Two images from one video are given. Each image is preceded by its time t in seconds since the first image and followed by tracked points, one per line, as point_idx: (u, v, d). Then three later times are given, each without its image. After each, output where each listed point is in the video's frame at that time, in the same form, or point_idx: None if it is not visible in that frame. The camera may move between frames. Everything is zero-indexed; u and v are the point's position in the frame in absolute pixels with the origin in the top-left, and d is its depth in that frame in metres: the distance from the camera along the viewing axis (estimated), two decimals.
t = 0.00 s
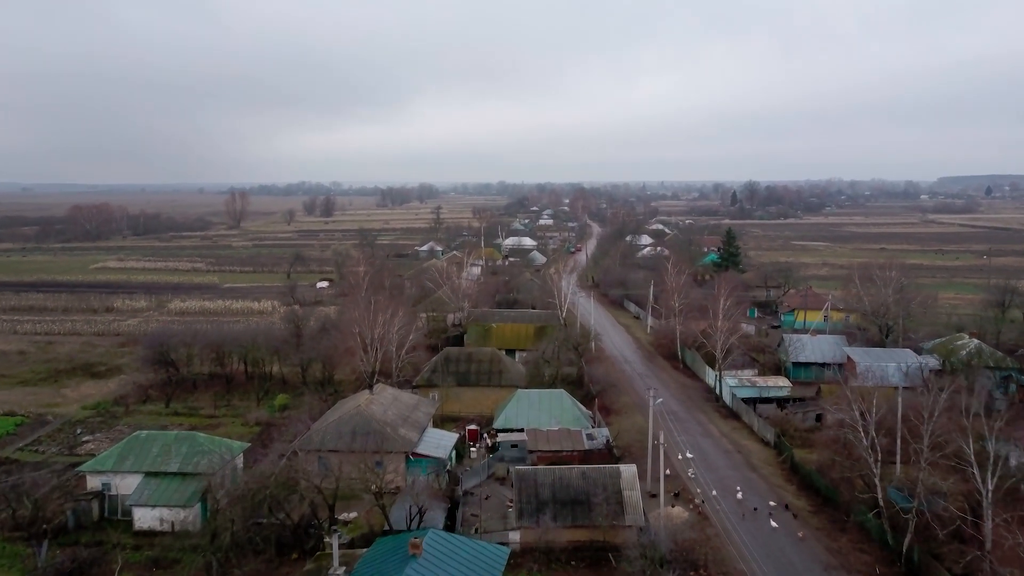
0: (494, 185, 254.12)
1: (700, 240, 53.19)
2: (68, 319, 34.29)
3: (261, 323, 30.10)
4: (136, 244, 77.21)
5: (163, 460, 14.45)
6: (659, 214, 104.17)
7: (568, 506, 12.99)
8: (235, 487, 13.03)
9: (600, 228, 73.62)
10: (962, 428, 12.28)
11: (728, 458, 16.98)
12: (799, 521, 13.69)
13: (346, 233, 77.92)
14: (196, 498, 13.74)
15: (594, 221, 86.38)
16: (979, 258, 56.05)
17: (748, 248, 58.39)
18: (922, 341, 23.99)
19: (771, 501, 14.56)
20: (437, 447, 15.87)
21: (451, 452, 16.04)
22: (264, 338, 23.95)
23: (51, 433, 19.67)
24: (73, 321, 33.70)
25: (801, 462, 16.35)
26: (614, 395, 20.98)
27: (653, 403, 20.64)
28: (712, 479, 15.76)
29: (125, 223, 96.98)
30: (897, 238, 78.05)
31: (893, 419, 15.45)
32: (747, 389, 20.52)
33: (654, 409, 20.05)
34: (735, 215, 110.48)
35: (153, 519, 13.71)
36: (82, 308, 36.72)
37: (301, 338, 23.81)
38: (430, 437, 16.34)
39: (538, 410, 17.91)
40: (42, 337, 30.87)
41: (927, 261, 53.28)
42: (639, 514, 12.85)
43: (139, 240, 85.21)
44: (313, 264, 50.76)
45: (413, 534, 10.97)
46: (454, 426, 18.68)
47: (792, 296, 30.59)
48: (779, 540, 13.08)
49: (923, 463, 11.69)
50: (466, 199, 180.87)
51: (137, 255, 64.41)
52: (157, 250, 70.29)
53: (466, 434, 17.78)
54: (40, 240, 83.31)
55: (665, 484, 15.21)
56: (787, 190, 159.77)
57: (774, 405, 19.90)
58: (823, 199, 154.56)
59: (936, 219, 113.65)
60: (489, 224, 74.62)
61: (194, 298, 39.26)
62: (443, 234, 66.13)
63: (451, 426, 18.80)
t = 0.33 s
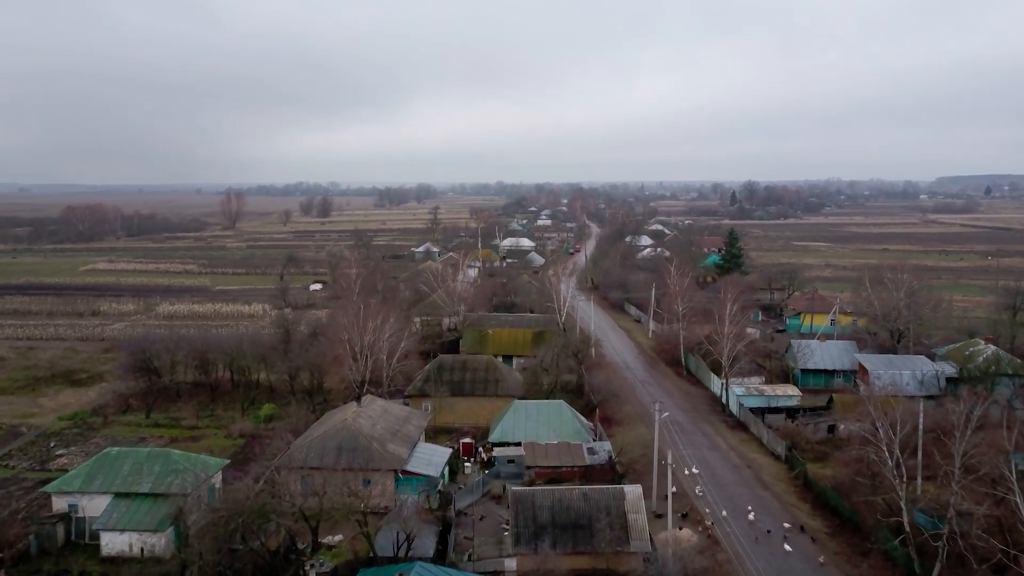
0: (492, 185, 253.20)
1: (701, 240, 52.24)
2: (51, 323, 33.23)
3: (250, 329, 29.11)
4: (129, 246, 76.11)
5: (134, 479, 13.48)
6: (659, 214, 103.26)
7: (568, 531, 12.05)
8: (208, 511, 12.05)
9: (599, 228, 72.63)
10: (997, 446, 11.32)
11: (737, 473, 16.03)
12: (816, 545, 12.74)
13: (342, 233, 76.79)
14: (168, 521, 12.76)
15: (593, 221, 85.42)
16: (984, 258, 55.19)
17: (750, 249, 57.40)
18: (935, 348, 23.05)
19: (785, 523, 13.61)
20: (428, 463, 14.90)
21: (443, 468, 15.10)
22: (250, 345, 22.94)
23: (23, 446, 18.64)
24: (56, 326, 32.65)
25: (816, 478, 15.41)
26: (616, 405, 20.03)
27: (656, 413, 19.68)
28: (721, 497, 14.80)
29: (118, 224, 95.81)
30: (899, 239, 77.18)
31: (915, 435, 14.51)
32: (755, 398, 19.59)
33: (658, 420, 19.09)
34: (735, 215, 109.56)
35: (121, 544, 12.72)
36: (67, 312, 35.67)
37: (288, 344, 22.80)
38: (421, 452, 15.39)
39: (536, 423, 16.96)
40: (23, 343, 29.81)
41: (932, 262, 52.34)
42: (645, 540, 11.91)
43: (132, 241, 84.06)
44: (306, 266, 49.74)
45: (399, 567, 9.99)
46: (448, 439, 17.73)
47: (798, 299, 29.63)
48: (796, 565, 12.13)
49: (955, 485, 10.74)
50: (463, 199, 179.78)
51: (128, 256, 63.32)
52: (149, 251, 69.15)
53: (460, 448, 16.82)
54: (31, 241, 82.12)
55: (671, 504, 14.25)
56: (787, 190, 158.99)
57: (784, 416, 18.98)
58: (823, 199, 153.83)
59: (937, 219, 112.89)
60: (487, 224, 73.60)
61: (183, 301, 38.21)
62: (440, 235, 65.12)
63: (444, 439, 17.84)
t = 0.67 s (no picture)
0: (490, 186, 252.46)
1: (701, 242, 51.38)
2: (34, 328, 32.19)
3: (238, 335, 28.12)
4: (121, 247, 75.05)
5: (100, 503, 12.43)
6: (657, 215, 102.41)
7: (567, 561, 11.08)
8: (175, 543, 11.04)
9: (598, 230, 71.74)
10: None
11: (748, 491, 15.08)
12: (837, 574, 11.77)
13: (338, 235, 75.79)
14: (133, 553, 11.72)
15: (591, 221, 84.62)
16: (988, 260, 54.43)
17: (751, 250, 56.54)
18: (949, 356, 22.14)
19: (801, 548, 12.64)
20: (418, 482, 13.93)
21: (434, 487, 14.13)
22: (234, 353, 21.94)
23: None
24: (39, 331, 31.61)
25: (831, 497, 14.46)
26: (617, 417, 19.06)
27: (660, 425, 18.71)
28: (731, 518, 13.83)
29: (112, 225, 94.81)
30: (901, 240, 76.44)
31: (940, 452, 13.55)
32: (764, 409, 18.64)
33: (662, 433, 18.12)
34: (735, 215, 108.87)
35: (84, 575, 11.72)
36: (51, 316, 34.64)
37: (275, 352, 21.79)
38: (411, 471, 14.42)
39: (533, 437, 16.01)
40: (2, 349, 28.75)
41: (937, 263, 51.49)
42: (652, 572, 10.93)
43: (125, 242, 83.03)
44: (300, 268, 48.74)
45: None
46: (440, 456, 16.73)
47: (804, 302, 28.72)
48: None
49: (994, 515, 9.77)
50: (461, 200, 178.88)
51: (119, 258, 62.22)
52: (142, 253, 68.10)
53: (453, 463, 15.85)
54: (23, 242, 81.03)
55: (679, 529, 13.27)
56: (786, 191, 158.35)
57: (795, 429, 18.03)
58: (821, 200, 151.88)
59: (937, 220, 112.35)
60: (484, 225, 72.73)
61: (171, 305, 37.20)
62: (436, 237, 64.20)
63: (437, 455, 16.88)
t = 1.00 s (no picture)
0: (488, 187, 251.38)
1: (702, 243, 50.47)
2: (16, 333, 31.19)
3: (225, 340, 27.16)
4: (114, 248, 73.92)
5: (60, 529, 11.41)
6: (656, 216, 101.48)
7: None
8: None
9: (597, 231, 70.78)
10: None
11: (758, 512, 14.12)
12: None
13: (333, 236, 74.72)
14: None
15: (590, 223, 83.68)
16: (993, 261, 53.54)
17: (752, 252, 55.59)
18: (965, 363, 21.21)
19: None
20: (406, 505, 12.96)
21: (424, 509, 13.18)
22: (217, 362, 20.95)
23: None
24: (20, 336, 30.60)
25: (849, 519, 13.52)
26: (618, 430, 18.11)
27: (663, 438, 17.75)
28: (742, 543, 12.86)
29: (106, 226, 93.75)
30: (903, 241, 75.52)
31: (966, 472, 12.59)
32: (773, 421, 17.71)
33: (666, 447, 17.16)
34: (735, 216, 108.06)
35: None
36: (34, 321, 33.62)
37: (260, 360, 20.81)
38: (399, 491, 13.45)
39: (530, 453, 15.05)
40: None
41: (942, 264, 50.56)
42: None
43: (118, 243, 81.97)
44: (293, 270, 47.77)
45: None
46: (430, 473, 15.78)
47: (810, 306, 27.78)
48: None
49: None
50: (459, 200, 177.87)
51: (110, 260, 61.18)
52: (133, 255, 67.00)
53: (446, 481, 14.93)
54: (14, 244, 79.87)
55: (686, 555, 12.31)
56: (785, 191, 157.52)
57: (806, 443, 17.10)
58: (821, 200, 151.11)
59: (938, 221, 111.56)
60: (482, 226, 71.77)
61: (159, 309, 36.20)
62: (433, 238, 63.24)
63: (427, 471, 15.92)
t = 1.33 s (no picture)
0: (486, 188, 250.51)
1: (703, 245, 49.57)
2: None
3: (211, 347, 26.20)
4: (105, 251, 72.74)
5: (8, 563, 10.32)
6: (656, 218, 100.54)
7: None
8: None
9: (595, 233, 69.83)
10: None
11: (770, 536, 13.16)
12: None
13: (329, 238, 73.69)
14: None
15: (589, 225, 82.73)
16: (998, 263, 52.66)
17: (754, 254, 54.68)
18: (980, 373, 20.28)
19: None
20: (391, 531, 12.00)
21: (412, 535, 12.24)
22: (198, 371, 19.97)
23: None
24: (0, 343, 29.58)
25: (868, 545, 12.56)
26: (619, 444, 17.17)
27: (667, 453, 16.81)
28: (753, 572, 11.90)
29: (99, 228, 92.59)
30: (906, 243, 74.62)
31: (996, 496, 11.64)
32: (782, 435, 16.80)
33: (669, 463, 16.21)
34: (736, 217, 107.08)
35: None
36: (17, 326, 32.60)
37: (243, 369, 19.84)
38: (384, 515, 12.49)
39: (525, 473, 14.09)
40: None
41: (947, 267, 49.65)
42: None
43: (111, 246, 80.84)
44: (286, 273, 46.77)
45: None
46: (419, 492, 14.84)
47: (817, 312, 26.85)
48: None
49: None
50: (457, 202, 176.81)
51: (101, 263, 60.11)
52: (125, 257, 65.88)
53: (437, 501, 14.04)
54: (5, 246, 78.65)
55: None
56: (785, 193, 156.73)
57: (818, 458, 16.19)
58: (821, 202, 150.38)
59: (939, 222, 110.79)
60: (479, 228, 70.76)
61: (146, 314, 35.19)
62: (430, 240, 62.29)
63: (416, 491, 14.96)
